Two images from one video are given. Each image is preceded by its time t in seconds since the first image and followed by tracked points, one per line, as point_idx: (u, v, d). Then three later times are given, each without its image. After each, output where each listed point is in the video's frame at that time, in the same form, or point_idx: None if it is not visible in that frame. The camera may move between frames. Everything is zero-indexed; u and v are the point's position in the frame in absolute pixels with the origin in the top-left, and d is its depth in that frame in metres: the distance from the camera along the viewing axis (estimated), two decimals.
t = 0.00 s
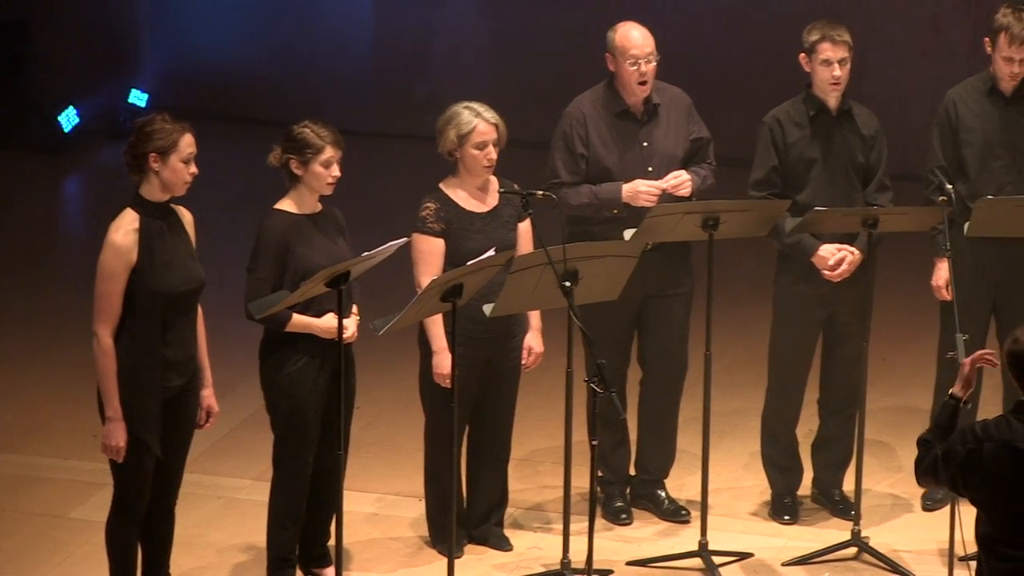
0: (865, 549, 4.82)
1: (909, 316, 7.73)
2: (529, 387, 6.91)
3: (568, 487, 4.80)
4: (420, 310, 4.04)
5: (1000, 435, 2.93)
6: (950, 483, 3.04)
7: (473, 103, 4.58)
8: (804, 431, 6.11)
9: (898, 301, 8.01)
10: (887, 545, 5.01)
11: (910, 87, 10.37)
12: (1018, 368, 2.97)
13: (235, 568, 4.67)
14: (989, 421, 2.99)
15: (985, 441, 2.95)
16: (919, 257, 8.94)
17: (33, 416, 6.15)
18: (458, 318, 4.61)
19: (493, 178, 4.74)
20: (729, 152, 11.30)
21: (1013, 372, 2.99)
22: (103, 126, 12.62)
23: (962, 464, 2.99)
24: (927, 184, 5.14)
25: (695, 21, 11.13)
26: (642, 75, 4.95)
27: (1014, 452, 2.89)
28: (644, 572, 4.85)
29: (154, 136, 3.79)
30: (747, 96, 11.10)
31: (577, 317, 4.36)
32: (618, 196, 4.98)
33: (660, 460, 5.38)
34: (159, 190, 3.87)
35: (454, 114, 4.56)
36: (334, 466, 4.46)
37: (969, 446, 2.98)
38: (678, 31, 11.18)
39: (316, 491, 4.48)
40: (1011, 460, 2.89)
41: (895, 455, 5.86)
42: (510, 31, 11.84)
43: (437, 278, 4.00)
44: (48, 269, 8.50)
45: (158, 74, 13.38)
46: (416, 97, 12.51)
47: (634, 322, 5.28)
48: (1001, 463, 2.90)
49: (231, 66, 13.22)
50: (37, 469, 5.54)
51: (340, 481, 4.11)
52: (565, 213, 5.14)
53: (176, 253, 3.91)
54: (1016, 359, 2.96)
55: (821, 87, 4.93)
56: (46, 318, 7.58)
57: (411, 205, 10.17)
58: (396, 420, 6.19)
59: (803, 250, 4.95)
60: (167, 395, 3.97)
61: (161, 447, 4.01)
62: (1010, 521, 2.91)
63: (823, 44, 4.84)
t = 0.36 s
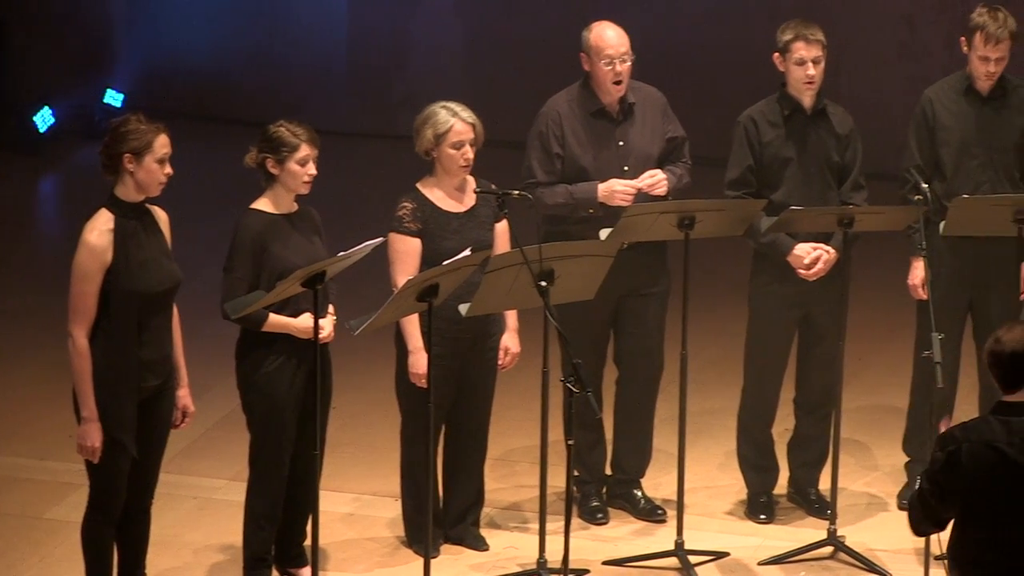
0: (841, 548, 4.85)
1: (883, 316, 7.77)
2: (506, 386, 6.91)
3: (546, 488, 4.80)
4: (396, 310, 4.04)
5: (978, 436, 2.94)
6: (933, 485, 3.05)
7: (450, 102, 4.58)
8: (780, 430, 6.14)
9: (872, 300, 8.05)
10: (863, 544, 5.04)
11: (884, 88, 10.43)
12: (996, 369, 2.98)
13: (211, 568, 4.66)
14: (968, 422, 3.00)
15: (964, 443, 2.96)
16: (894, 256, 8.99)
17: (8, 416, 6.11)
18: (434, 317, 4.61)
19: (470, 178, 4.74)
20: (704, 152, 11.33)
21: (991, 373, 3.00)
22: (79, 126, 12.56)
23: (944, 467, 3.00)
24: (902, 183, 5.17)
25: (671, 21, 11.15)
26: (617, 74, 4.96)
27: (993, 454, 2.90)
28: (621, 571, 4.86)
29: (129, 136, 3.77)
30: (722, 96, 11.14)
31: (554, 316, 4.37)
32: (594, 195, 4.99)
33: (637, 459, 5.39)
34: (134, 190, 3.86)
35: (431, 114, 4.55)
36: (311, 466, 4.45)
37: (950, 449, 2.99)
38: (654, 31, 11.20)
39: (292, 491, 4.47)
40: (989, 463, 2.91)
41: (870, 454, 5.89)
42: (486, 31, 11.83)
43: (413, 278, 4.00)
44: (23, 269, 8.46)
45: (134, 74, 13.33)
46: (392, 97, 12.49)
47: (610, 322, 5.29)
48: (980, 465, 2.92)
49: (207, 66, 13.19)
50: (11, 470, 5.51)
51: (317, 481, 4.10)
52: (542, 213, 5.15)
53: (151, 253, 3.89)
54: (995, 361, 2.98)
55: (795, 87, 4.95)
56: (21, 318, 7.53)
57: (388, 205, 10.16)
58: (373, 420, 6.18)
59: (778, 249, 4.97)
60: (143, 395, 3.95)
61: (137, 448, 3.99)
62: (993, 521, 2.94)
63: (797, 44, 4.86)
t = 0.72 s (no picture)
0: (813, 547, 4.87)
1: (854, 315, 7.81)
2: (480, 386, 6.91)
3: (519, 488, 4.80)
4: (368, 310, 4.03)
5: (959, 434, 2.96)
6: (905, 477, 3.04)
7: (423, 101, 4.58)
8: (753, 429, 6.16)
9: (843, 299, 8.10)
10: (835, 543, 5.06)
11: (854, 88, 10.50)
12: (978, 367, 3.01)
13: (184, 568, 4.64)
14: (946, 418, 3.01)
15: (943, 439, 2.97)
16: (865, 255, 9.04)
17: None
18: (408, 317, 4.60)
19: (444, 177, 4.74)
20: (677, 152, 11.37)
21: (970, 369, 3.03)
22: (50, 127, 12.49)
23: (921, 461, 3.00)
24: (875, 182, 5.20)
25: (643, 22, 11.17)
26: (588, 74, 4.96)
27: (974, 454, 2.93)
28: (594, 571, 4.87)
29: (100, 137, 3.74)
30: (694, 96, 11.18)
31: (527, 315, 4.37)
32: (566, 195, 5.00)
33: (610, 459, 5.40)
34: (105, 191, 3.83)
35: (404, 113, 4.55)
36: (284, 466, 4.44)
37: (927, 447, 2.99)
38: (626, 31, 11.22)
39: (264, 492, 4.44)
40: (969, 461, 2.93)
41: (841, 453, 5.93)
42: (458, 31, 11.83)
43: (386, 278, 3.99)
44: None
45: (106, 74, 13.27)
46: (365, 97, 12.48)
47: (583, 322, 5.30)
48: (959, 464, 2.94)
49: (179, 66, 13.15)
50: None
51: (290, 481, 4.09)
52: (514, 212, 5.16)
53: (123, 253, 3.87)
54: (979, 358, 3.01)
55: (766, 86, 4.97)
56: None
57: (360, 204, 10.15)
58: (346, 420, 6.17)
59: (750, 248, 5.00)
60: (115, 395, 3.93)
61: (109, 448, 3.96)
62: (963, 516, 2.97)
63: (768, 43, 4.87)
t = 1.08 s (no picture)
0: (780, 546, 4.90)
1: (820, 313, 7.86)
2: (448, 386, 6.91)
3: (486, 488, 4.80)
4: (334, 310, 4.03)
5: (929, 430, 2.98)
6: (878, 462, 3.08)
7: (390, 100, 4.57)
8: (719, 428, 6.20)
9: (808, 298, 8.15)
10: (802, 541, 5.10)
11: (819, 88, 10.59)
12: (952, 363, 3.04)
13: (151, 569, 4.61)
14: (917, 415, 3.02)
15: (914, 434, 2.99)
16: (830, 254, 9.10)
17: None
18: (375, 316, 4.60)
19: (412, 176, 4.74)
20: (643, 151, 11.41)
21: (945, 362, 3.05)
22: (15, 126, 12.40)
23: (893, 452, 3.02)
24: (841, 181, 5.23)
25: (610, 22, 11.19)
26: (554, 73, 4.97)
27: (943, 451, 2.95)
28: (561, 570, 4.88)
29: (64, 138, 3.72)
30: (661, 95, 11.21)
31: (494, 314, 4.37)
32: (532, 194, 5.01)
33: (577, 458, 5.41)
34: (70, 192, 3.80)
35: (371, 112, 4.54)
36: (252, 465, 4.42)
37: (899, 438, 3.01)
38: (594, 31, 11.24)
39: (231, 492, 4.43)
40: (939, 457, 2.95)
41: (807, 452, 5.96)
42: (425, 31, 11.81)
43: (353, 277, 3.98)
44: None
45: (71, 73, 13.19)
46: (331, 96, 12.43)
47: (549, 321, 5.31)
48: (926, 456, 2.97)
49: (145, 66, 13.09)
50: None
51: (257, 481, 4.08)
52: (480, 211, 5.16)
53: (89, 254, 3.85)
54: (952, 356, 3.04)
55: (731, 85, 4.98)
56: None
57: (327, 203, 10.12)
58: (313, 420, 6.15)
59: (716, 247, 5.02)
60: (81, 396, 3.90)
61: (76, 449, 3.94)
62: (931, 510, 2.99)
63: (733, 42, 4.89)
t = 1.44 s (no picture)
0: (738, 545, 4.94)
1: (776, 312, 7.93)
2: (406, 385, 6.91)
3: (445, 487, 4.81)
4: (291, 310, 4.01)
5: (888, 429, 3.00)
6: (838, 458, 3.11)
7: (346, 99, 4.56)
8: (676, 427, 6.24)
9: (763, 297, 8.22)
10: (760, 540, 5.13)
11: (774, 88, 10.68)
12: (914, 361, 3.08)
13: (109, 569, 4.58)
14: (877, 413, 3.05)
15: (874, 433, 3.01)
16: (785, 252, 9.17)
17: None
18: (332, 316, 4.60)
19: (370, 175, 4.73)
20: (601, 151, 11.45)
21: (908, 360, 3.09)
22: None
23: (853, 449, 3.05)
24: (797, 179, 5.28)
25: (567, 22, 11.22)
26: (510, 72, 4.99)
27: (902, 450, 2.97)
28: (519, 569, 4.90)
29: (19, 139, 3.68)
30: (618, 95, 11.25)
31: (452, 314, 4.37)
32: (489, 193, 5.02)
33: (536, 458, 5.43)
34: (24, 193, 3.77)
35: (327, 111, 4.53)
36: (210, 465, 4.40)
37: (858, 436, 3.04)
38: (553, 29, 11.26)
39: (189, 491, 4.40)
40: (898, 456, 2.98)
41: (764, 450, 6.02)
42: (382, 31, 11.79)
43: (310, 277, 3.98)
44: None
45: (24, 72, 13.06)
46: (290, 95, 12.37)
47: (507, 321, 5.32)
48: (884, 455, 2.99)
49: (100, 65, 12.97)
50: None
51: (214, 481, 4.06)
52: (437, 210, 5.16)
53: (45, 254, 3.81)
54: (915, 354, 3.07)
55: (687, 84, 5.01)
56: None
57: (284, 203, 10.07)
58: (272, 420, 6.13)
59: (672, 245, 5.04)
60: (38, 396, 3.86)
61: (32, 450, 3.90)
62: (889, 507, 3.03)
63: (688, 42, 4.91)
